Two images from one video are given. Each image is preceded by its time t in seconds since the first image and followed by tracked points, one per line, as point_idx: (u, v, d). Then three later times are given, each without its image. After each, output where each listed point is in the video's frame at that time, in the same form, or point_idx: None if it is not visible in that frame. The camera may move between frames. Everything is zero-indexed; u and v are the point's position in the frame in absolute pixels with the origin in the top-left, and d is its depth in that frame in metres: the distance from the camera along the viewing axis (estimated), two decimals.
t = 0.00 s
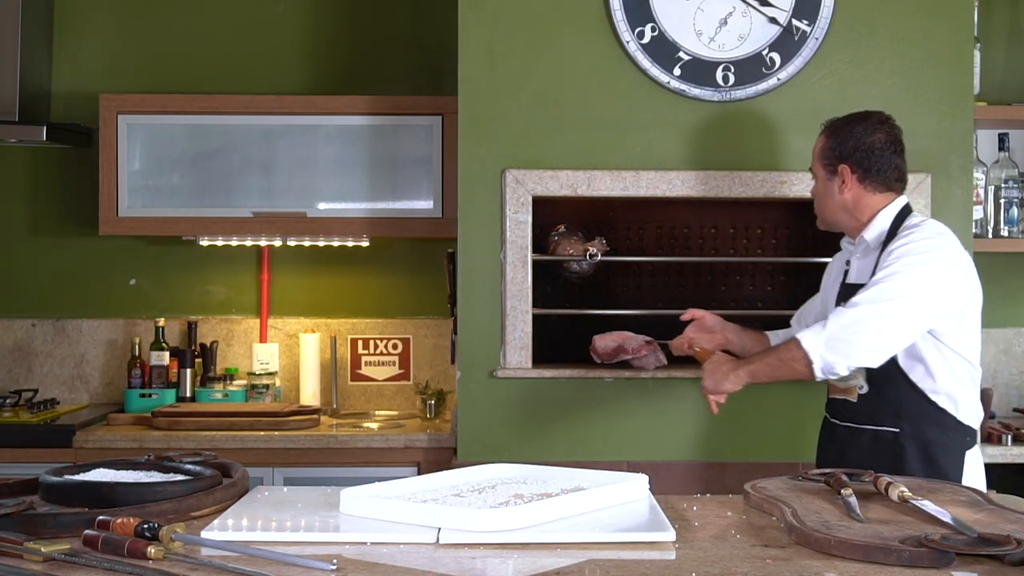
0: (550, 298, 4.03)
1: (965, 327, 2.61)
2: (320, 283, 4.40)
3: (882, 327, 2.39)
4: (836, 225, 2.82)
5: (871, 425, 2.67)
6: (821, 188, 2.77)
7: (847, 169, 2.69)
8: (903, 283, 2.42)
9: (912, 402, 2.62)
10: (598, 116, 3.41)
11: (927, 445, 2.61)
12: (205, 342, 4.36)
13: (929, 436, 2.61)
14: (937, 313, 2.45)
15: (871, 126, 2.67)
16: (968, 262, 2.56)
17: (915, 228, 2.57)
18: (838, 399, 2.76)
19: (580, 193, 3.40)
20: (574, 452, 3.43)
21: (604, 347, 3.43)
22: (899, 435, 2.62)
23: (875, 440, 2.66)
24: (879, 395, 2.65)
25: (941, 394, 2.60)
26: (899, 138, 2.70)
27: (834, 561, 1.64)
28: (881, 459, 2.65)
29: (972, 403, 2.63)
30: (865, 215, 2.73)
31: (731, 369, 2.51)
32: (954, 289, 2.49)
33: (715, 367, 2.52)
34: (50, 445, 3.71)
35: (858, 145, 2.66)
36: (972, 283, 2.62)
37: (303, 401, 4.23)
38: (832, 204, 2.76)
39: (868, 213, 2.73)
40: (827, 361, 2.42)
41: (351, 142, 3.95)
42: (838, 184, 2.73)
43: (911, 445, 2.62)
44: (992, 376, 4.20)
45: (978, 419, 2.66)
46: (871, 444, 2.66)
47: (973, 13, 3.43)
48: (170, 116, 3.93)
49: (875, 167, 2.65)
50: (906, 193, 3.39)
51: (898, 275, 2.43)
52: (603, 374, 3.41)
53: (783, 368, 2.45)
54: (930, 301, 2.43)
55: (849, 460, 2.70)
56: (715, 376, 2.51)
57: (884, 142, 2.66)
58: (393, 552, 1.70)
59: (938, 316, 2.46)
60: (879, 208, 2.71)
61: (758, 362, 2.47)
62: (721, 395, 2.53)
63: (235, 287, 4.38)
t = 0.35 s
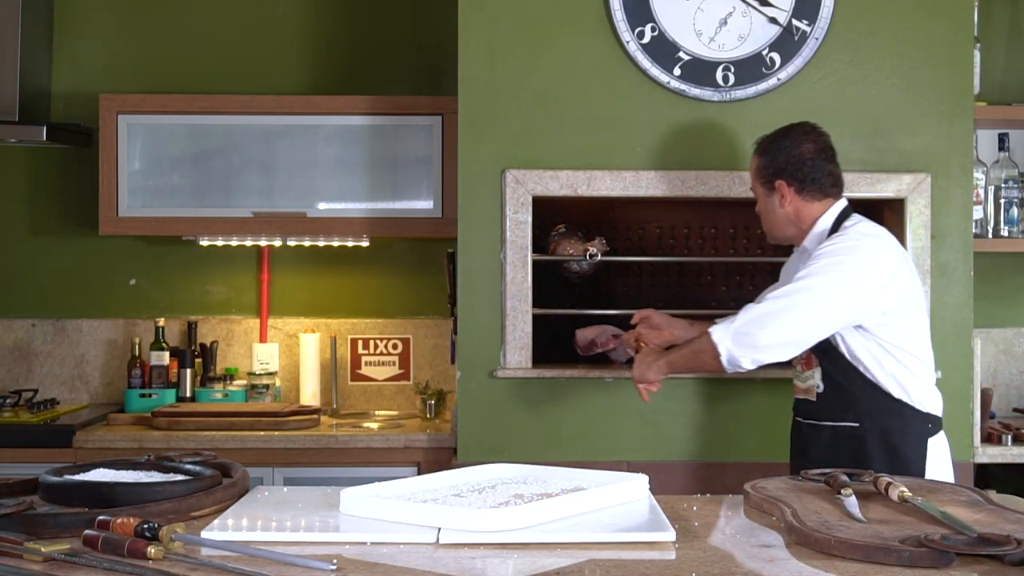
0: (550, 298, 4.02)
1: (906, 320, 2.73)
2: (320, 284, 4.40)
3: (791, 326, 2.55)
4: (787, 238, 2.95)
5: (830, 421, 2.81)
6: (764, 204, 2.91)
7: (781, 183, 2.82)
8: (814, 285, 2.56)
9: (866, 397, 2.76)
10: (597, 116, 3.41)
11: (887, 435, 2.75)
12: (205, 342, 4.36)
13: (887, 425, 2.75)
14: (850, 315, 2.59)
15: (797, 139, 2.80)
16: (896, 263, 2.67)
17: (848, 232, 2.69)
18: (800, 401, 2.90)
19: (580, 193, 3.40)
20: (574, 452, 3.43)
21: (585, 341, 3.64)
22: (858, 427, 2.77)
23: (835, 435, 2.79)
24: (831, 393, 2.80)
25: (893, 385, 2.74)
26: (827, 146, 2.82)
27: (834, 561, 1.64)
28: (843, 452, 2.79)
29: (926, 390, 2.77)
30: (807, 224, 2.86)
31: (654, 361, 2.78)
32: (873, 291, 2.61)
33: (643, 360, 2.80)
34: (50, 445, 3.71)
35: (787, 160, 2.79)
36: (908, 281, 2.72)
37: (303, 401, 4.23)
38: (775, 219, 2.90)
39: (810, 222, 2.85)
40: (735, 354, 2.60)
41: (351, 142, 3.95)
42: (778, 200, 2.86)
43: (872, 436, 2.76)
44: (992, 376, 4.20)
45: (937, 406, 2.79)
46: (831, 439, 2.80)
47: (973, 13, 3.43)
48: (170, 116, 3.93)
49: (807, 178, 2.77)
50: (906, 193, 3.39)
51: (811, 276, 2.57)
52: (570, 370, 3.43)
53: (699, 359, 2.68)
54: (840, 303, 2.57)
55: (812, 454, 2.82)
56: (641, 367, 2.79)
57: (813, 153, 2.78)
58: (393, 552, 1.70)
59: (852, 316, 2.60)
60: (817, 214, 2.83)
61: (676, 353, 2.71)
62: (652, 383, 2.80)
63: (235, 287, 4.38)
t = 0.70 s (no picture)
0: (550, 298, 4.03)
1: (871, 313, 2.72)
2: (320, 284, 4.40)
3: (732, 321, 2.60)
4: (753, 250, 3.02)
5: (815, 420, 2.84)
6: (726, 219, 2.99)
7: (737, 199, 2.89)
8: (754, 280, 2.61)
9: (843, 391, 2.78)
10: (597, 116, 3.41)
11: (871, 426, 2.76)
12: (205, 342, 4.36)
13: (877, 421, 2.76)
14: (796, 315, 2.62)
15: (750, 155, 2.86)
16: (847, 258, 2.68)
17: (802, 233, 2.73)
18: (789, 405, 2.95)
19: (580, 193, 3.40)
20: (574, 452, 3.43)
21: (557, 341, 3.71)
22: (843, 424, 2.79)
23: (822, 434, 2.83)
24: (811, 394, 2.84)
25: (869, 375, 2.75)
26: (780, 158, 2.88)
27: (834, 561, 1.64)
28: (833, 449, 2.81)
29: (906, 376, 2.76)
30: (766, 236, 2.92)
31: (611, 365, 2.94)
32: (821, 285, 2.62)
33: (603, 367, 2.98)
34: (50, 445, 3.71)
35: (738, 176, 2.86)
36: (869, 276, 2.72)
37: (303, 401, 4.22)
38: (738, 234, 2.98)
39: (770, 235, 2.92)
40: (682, 351, 2.69)
41: (351, 142, 3.95)
42: (739, 216, 2.93)
43: (857, 429, 2.77)
44: (992, 376, 4.20)
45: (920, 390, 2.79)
46: (819, 437, 2.83)
47: (972, 13, 3.43)
48: (170, 116, 3.94)
49: (763, 193, 2.84)
50: (906, 192, 3.39)
51: (754, 274, 2.63)
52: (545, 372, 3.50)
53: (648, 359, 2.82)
54: (782, 297, 2.60)
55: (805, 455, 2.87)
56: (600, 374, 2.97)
57: (766, 167, 2.84)
58: (393, 552, 1.70)
59: (798, 313, 2.62)
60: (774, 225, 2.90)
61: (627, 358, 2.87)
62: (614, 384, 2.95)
63: (235, 287, 4.38)
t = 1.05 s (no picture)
0: (550, 298, 4.03)
1: (854, 309, 2.74)
2: (321, 283, 4.40)
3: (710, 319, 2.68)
4: (738, 255, 3.06)
5: (804, 418, 2.86)
6: (711, 223, 3.03)
7: (723, 204, 2.93)
8: (731, 279, 2.67)
9: (829, 388, 2.80)
10: (597, 116, 3.41)
11: (860, 422, 2.78)
12: (205, 342, 4.36)
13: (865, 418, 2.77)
14: (774, 314, 2.67)
15: (735, 160, 2.90)
16: (827, 258, 2.70)
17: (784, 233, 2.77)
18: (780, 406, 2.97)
19: (580, 193, 3.40)
20: (573, 452, 3.43)
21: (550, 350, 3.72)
22: (831, 420, 2.81)
23: (812, 432, 2.85)
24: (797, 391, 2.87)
25: (853, 368, 2.77)
26: (765, 163, 2.92)
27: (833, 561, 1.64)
28: (824, 447, 2.84)
29: (891, 370, 2.78)
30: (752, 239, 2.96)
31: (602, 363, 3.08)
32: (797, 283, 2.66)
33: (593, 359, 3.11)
34: (50, 445, 3.71)
35: (724, 181, 2.90)
36: (851, 273, 2.74)
37: (303, 401, 4.22)
38: (723, 238, 3.01)
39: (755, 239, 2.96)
40: (664, 347, 2.78)
41: (351, 142, 3.95)
42: (725, 220, 2.97)
43: (845, 425, 2.79)
44: (992, 376, 4.20)
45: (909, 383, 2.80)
46: (809, 436, 2.86)
47: (972, 13, 3.43)
48: (170, 116, 3.94)
49: (748, 198, 2.88)
50: (906, 192, 3.39)
51: (732, 274, 2.69)
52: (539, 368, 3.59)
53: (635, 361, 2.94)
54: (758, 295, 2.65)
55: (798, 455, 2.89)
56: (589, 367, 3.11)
57: (751, 172, 2.88)
58: (393, 552, 1.70)
59: (775, 312, 2.67)
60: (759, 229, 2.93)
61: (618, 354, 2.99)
62: (601, 381, 3.11)
63: (235, 287, 4.38)
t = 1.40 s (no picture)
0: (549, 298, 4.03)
1: (847, 309, 2.74)
2: (321, 284, 4.40)
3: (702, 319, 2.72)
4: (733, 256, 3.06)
5: (799, 416, 2.86)
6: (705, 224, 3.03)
7: (718, 205, 2.93)
8: (723, 279, 2.69)
9: (823, 387, 2.79)
10: (597, 116, 3.41)
11: (854, 421, 2.78)
12: (205, 342, 4.36)
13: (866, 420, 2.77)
14: (766, 314, 2.69)
15: (729, 161, 2.91)
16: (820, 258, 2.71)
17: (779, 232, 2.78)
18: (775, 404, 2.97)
19: (580, 193, 3.40)
20: (573, 451, 3.43)
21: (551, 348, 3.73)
22: (824, 419, 2.81)
23: (806, 430, 2.85)
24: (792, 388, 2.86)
25: (846, 367, 2.77)
26: (759, 164, 2.92)
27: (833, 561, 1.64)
28: (818, 445, 2.84)
29: (885, 369, 2.78)
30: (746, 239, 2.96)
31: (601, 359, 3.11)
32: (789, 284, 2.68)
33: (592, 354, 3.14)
34: (50, 445, 3.71)
35: (719, 182, 2.90)
36: (845, 272, 2.74)
37: (303, 401, 4.22)
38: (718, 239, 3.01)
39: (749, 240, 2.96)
40: (658, 346, 2.82)
41: (351, 142, 3.95)
42: (720, 221, 2.97)
43: (838, 424, 2.79)
44: (992, 376, 4.20)
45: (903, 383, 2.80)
46: (803, 435, 2.86)
47: (972, 13, 3.43)
48: (170, 116, 3.94)
49: (743, 199, 2.88)
50: (906, 193, 3.39)
51: (725, 273, 2.71)
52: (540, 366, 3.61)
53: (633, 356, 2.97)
54: (749, 296, 2.67)
55: (794, 454, 2.89)
56: (587, 362, 3.15)
57: (746, 173, 2.88)
58: (393, 552, 1.70)
59: (768, 312, 2.69)
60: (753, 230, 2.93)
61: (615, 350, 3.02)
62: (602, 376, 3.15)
63: (235, 287, 4.38)
